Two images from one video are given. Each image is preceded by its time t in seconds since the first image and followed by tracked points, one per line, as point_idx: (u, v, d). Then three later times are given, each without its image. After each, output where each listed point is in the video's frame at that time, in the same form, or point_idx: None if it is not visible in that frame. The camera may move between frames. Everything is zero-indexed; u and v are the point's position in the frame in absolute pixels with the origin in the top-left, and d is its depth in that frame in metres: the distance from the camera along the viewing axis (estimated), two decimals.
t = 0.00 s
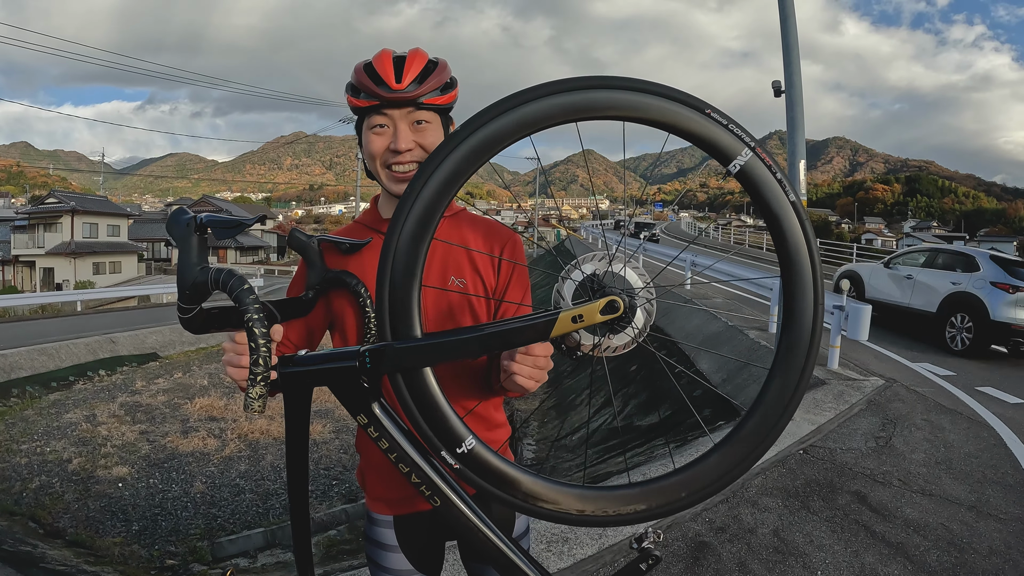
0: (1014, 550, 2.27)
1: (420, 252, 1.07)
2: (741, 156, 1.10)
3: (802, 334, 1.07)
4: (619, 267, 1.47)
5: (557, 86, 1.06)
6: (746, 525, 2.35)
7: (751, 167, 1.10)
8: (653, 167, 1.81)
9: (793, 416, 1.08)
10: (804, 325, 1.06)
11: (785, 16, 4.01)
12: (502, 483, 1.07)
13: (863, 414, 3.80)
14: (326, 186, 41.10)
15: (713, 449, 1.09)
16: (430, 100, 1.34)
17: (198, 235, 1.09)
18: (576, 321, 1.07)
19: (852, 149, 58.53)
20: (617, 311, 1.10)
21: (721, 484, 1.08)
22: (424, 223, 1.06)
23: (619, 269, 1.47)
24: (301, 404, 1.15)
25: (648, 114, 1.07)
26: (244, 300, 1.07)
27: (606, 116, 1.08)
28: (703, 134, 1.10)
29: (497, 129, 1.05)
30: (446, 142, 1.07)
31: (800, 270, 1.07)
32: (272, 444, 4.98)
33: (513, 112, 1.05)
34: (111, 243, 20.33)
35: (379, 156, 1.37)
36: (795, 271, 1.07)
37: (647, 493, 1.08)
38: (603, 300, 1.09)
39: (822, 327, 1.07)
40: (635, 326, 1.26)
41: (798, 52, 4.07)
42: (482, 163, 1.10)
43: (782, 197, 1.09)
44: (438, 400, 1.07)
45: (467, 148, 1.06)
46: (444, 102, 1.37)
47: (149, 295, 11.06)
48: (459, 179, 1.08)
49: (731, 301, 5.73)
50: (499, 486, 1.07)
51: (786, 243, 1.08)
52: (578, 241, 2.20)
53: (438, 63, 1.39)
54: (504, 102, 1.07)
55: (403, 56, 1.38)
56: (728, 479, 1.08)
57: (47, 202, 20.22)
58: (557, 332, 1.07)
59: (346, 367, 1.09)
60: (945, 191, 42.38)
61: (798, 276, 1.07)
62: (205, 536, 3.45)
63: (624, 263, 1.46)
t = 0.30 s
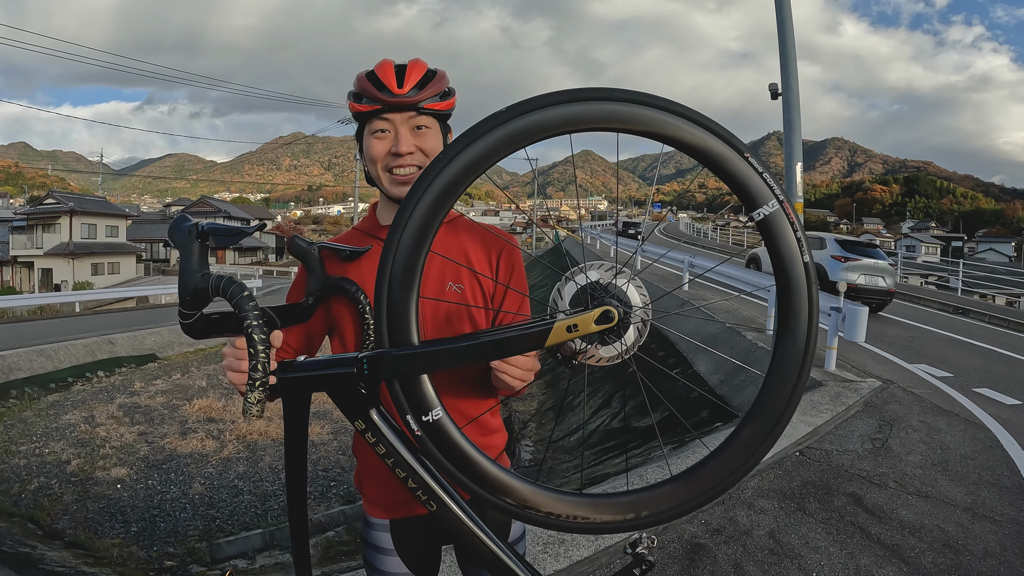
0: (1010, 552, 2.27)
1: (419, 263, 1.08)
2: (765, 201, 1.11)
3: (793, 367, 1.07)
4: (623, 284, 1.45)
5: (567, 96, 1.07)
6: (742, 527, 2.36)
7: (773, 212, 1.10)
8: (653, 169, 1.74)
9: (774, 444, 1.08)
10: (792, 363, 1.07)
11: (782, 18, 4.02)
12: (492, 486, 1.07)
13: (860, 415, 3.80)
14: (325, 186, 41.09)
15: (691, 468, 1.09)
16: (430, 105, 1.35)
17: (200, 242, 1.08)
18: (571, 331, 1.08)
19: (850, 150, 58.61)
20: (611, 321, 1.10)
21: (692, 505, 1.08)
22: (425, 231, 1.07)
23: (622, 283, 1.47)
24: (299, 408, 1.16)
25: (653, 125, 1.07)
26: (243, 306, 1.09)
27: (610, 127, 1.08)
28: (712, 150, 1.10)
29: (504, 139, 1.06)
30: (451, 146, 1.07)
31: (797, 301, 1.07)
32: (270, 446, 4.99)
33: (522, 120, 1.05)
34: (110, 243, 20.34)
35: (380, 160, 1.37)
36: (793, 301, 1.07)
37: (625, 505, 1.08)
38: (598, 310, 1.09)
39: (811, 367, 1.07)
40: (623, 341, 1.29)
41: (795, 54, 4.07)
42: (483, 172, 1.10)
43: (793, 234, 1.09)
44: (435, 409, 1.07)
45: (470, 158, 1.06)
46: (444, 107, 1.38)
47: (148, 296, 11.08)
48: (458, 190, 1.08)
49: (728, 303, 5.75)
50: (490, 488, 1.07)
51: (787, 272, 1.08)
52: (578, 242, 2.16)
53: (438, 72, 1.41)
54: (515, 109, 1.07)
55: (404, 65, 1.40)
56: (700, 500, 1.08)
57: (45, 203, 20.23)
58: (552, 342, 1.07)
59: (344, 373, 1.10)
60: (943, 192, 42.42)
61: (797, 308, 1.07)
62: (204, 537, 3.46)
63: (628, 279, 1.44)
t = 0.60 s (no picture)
0: (1007, 552, 2.28)
1: (417, 264, 1.08)
2: (771, 208, 1.11)
3: (791, 379, 1.07)
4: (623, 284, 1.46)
5: (575, 96, 1.07)
6: (739, 527, 2.36)
7: (777, 220, 1.10)
8: (650, 170, 1.78)
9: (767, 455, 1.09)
10: (789, 377, 1.07)
11: (779, 19, 4.03)
12: (484, 485, 1.07)
13: (858, 416, 3.81)
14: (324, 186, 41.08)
15: (684, 475, 1.10)
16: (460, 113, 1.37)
17: (199, 229, 1.09)
18: (570, 329, 1.08)
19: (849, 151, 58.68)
20: (611, 320, 1.10)
21: (680, 513, 1.08)
22: (425, 229, 1.07)
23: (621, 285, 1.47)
24: (294, 403, 1.16)
25: (659, 128, 1.08)
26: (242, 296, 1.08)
27: (615, 129, 1.09)
28: (717, 156, 1.10)
29: (508, 138, 1.06)
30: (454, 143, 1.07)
31: (798, 311, 1.07)
32: (268, 446, 4.98)
33: (528, 120, 1.06)
34: (108, 243, 20.33)
35: (404, 157, 1.34)
36: (794, 313, 1.07)
37: (615, 510, 1.08)
38: (597, 309, 1.09)
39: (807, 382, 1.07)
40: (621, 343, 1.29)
41: (792, 55, 4.08)
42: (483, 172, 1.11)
43: (796, 244, 1.10)
44: (431, 408, 1.07)
45: (474, 157, 1.06)
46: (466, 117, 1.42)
47: (146, 296, 11.08)
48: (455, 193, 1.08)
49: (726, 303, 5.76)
50: (482, 488, 1.07)
51: (788, 280, 1.09)
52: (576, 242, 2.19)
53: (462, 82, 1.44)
54: (522, 107, 1.07)
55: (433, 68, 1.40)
56: (689, 508, 1.08)
57: (44, 203, 20.22)
58: (550, 340, 1.07)
59: (340, 368, 1.10)
60: (942, 193, 42.49)
61: (796, 318, 1.07)
62: (201, 538, 3.45)
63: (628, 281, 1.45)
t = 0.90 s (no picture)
0: (1006, 554, 2.28)
1: (410, 254, 1.08)
2: (774, 213, 1.11)
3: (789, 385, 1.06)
4: (619, 286, 1.46)
5: (582, 93, 1.07)
6: (736, 528, 2.36)
7: (780, 225, 1.10)
8: (648, 171, 1.78)
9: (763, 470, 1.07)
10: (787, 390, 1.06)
11: (777, 19, 4.03)
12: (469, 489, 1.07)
13: (856, 417, 3.81)
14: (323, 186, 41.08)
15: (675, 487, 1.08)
16: (460, 101, 1.38)
17: (189, 213, 1.11)
18: (562, 328, 1.08)
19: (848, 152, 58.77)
20: (604, 321, 1.10)
21: (669, 527, 1.07)
22: (420, 220, 1.07)
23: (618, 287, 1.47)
24: (279, 398, 1.16)
25: (664, 128, 1.08)
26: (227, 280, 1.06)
27: (619, 128, 1.09)
28: (722, 160, 1.10)
29: (510, 132, 1.06)
30: (455, 136, 1.07)
31: (799, 320, 1.06)
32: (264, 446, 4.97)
33: (532, 113, 1.06)
34: (106, 243, 20.30)
35: (402, 142, 1.35)
36: (795, 324, 1.06)
37: (602, 520, 1.07)
38: (591, 308, 1.08)
39: (806, 396, 1.06)
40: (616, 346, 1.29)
41: (790, 55, 4.07)
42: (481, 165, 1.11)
43: (798, 252, 1.10)
44: (419, 408, 1.07)
45: (473, 150, 1.06)
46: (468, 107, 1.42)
47: (143, 295, 11.06)
48: (451, 186, 1.09)
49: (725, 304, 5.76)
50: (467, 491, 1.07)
51: (789, 290, 1.08)
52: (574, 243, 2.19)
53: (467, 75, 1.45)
54: (527, 101, 1.07)
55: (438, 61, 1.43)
56: (682, 521, 1.07)
57: (42, 203, 20.22)
58: (541, 339, 1.07)
59: (326, 363, 1.11)
60: (941, 194, 42.51)
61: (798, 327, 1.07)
62: (196, 538, 3.44)
63: (624, 283, 1.44)
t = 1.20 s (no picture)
0: (1004, 554, 2.28)
1: (410, 253, 1.08)
2: (782, 236, 1.09)
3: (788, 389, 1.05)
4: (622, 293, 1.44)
5: (595, 98, 1.07)
6: (734, 529, 2.36)
7: (786, 249, 1.09)
8: (646, 172, 1.78)
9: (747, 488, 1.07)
10: (779, 409, 1.05)
11: (775, 19, 4.03)
12: (455, 484, 1.07)
13: (854, 417, 3.81)
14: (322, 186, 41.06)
15: (659, 496, 1.08)
16: (415, 84, 1.35)
17: (187, 209, 1.12)
18: (563, 333, 1.07)
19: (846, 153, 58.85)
20: (605, 326, 1.09)
21: (651, 537, 1.06)
22: (421, 219, 1.07)
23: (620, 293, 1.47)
24: (275, 396, 1.17)
25: (674, 137, 1.09)
26: (224, 276, 1.07)
27: (629, 133, 1.09)
28: (725, 167, 1.10)
29: (520, 131, 1.06)
30: (458, 139, 1.07)
31: (797, 344, 1.06)
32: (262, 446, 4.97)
33: (543, 112, 1.06)
34: (104, 243, 20.28)
35: (372, 142, 1.36)
36: (791, 347, 1.06)
37: (584, 524, 1.06)
38: (592, 314, 1.08)
39: (799, 412, 1.05)
40: (612, 352, 1.29)
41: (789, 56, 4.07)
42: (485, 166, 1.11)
43: (801, 273, 1.09)
44: (418, 412, 1.07)
45: (482, 149, 1.06)
46: (431, 87, 1.38)
47: (141, 295, 11.07)
48: (451, 187, 1.09)
49: (723, 305, 5.77)
50: (451, 484, 1.07)
51: (790, 310, 1.07)
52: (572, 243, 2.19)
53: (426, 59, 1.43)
54: (541, 101, 1.07)
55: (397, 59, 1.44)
56: (675, 526, 1.07)
57: (40, 203, 20.21)
58: (542, 343, 1.07)
59: (324, 362, 1.11)
60: (939, 195, 42.58)
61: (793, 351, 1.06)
62: (194, 539, 3.44)
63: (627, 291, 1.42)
